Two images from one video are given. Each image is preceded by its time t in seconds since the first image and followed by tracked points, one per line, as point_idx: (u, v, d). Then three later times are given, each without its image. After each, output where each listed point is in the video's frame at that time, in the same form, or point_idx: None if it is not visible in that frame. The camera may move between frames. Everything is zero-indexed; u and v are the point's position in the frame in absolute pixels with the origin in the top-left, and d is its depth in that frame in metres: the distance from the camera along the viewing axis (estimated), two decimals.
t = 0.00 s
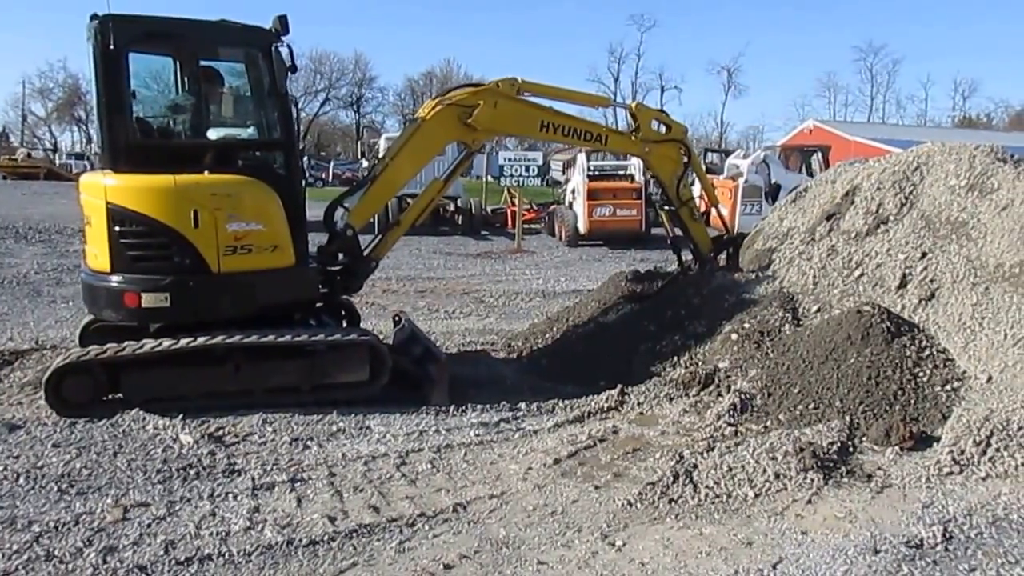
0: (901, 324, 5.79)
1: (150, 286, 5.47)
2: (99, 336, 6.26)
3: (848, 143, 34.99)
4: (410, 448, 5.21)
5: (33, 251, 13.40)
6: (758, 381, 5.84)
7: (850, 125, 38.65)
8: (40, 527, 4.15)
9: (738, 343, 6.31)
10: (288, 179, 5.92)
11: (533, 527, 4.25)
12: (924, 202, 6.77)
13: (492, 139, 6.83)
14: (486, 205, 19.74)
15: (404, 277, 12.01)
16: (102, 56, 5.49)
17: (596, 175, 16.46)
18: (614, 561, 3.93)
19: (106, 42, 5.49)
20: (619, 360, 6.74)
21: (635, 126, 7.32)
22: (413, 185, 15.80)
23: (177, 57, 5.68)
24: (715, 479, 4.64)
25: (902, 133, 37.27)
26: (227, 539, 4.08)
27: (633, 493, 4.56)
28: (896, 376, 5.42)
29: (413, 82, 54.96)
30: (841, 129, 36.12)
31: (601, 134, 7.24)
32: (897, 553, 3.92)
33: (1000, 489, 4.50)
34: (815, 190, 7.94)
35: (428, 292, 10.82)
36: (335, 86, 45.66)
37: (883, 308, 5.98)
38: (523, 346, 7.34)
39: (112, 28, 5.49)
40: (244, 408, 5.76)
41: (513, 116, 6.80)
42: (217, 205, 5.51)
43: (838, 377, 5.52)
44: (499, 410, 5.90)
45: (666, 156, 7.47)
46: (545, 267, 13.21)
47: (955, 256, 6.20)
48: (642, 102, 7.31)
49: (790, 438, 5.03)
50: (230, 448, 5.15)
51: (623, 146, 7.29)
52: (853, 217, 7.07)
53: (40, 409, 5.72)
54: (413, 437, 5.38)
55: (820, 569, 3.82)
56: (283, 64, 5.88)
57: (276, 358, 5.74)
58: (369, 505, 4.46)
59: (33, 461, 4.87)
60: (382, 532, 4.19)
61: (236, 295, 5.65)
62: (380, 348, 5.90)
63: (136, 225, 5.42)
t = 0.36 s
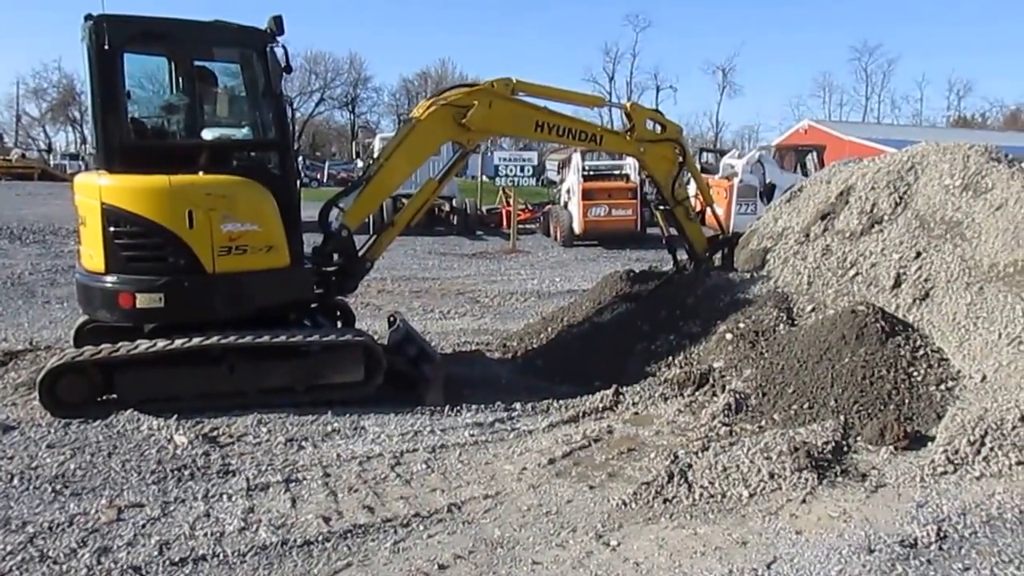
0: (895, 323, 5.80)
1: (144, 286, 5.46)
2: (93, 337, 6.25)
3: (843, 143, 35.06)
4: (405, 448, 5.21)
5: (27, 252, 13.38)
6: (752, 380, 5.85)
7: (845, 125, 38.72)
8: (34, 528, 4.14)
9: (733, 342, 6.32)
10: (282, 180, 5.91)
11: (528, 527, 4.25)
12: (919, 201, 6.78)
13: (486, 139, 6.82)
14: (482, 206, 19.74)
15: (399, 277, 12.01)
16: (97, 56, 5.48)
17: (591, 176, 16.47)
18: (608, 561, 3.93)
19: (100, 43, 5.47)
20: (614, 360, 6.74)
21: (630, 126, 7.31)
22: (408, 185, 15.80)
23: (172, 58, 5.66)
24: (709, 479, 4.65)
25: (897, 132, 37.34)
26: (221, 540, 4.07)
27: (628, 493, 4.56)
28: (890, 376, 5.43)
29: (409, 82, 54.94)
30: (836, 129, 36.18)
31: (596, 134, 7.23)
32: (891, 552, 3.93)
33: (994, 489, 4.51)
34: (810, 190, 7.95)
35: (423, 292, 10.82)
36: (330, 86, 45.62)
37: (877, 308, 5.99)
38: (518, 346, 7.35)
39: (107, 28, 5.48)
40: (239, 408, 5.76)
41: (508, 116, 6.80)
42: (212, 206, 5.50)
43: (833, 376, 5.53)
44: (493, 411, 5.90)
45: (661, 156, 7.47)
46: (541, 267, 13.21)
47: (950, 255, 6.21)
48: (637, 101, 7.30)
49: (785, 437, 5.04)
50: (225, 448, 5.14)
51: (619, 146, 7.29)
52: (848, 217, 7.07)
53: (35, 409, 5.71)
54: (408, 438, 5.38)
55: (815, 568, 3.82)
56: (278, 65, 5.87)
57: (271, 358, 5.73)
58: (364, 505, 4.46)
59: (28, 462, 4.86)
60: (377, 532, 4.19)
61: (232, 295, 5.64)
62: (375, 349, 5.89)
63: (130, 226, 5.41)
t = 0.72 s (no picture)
0: (889, 323, 5.81)
1: (139, 287, 5.45)
2: (87, 338, 6.23)
3: (838, 143, 35.13)
4: (399, 448, 5.21)
5: (20, 253, 13.34)
6: (747, 380, 5.85)
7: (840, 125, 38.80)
8: (27, 529, 4.13)
9: (727, 342, 6.32)
10: (277, 180, 5.90)
11: (522, 527, 4.25)
12: (912, 201, 6.80)
13: (481, 139, 6.83)
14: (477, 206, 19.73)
15: (393, 277, 12.01)
16: (91, 57, 5.47)
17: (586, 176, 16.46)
18: (603, 561, 3.93)
19: (94, 43, 5.46)
20: (609, 360, 6.74)
21: (624, 126, 7.32)
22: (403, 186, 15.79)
23: (166, 59, 5.65)
24: (703, 479, 4.65)
25: (892, 132, 37.41)
26: (215, 540, 4.07)
27: (622, 492, 4.57)
28: (884, 375, 5.44)
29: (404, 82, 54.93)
30: (830, 129, 36.25)
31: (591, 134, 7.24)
32: (885, 552, 3.93)
33: (988, 488, 4.52)
34: (804, 189, 7.97)
35: (417, 292, 10.82)
36: (325, 86, 45.58)
37: (871, 307, 6.00)
38: (512, 346, 7.34)
39: (101, 29, 5.48)
40: (233, 409, 5.75)
41: (502, 116, 6.80)
42: (206, 207, 5.49)
43: (827, 376, 5.54)
44: (488, 411, 5.90)
45: (655, 155, 7.48)
46: (535, 267, 13.21)
47: (943, 255, 6.22)
48: (631, 101, 7.31)
49: (779, 437, 5.05)
50: (219, 449, 5.13)
51: (614, 146, 7.29)
52: (842, 217, 7.09)
53: (28, 410, 5.69)
54: (402, 438, 5.38)
55: (809, 568, 3.83)
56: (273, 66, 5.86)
57: (265, 359, 5.72)
58: (358, 505, 4.46)
59: (21, 463, 4.85)
60: (371, 532, 4.19)
61: (226, 296, 5.62)
62: (370, 350, 5.87)
63: (124, 226, 5.40)
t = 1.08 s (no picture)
0: (883, 322, 5.82)
1: (133, 287, 5.44)
2: (81, 338, 6.21)
3: (832, 142, 35.20)
4: (394, 448, 5.21)
5: (13, 253, 13.30)
6: (741, 379, 5.86)
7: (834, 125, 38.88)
8: (21, 530, 4.12)
9: (722, 341, 6.33)
10: (272, 181, 5.89)
11: (516, 527, 4.25)
12: (906, 201, 6.81)
13: (475, 139, 6.82)
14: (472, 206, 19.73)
15: (388, 277, 12.00)
16: (86, 57, 5.46)
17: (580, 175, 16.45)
18: (597, 560, 3.93)
19: (90, 43, 5.46)
20: (603, 360, 6.74)
21: (619, 125, 7.32)
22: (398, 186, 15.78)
23: (162, 60, 5.64)
24: (697, 478, 4.65)
25: (886, 132, 37.48)
26: (209, 541, 4.06)
27: (616, 492, 4.57)
28: (878, 374, 5.45)
29: (399, 82, 54.91)
30: (825, 129, 36.32)
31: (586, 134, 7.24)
32: (879, 551, 3.94)
33: (982, 487, 4.53)
34: (798, 189, 7.98)
35: (412, 292, 10.81)
36: (320, 87, 45.54)
37: (865, 307, 6.01)
38: (507, 346, 7.34)
39: (97, 29, 5.46)
40: (227, 410, 5.73)
41: (496, 116, 6.79)
42: (202, 207, 5.48)
43: (821, 375, 5.54)
44: (482, 411, 5.89)
45: (650, 155, 7.48)
46: (530, 267, 13.22)
47: (937, 254, 6.23)
48: (625, 101, 7.31)
49: (773, 436, 5.05)
50: (213, 450, 5.12)
51: (608, 146, 7.30)
52: (836, 216, 7.10)
53: (22, 411, 5.67)
54: (397, 438, 5.37)
55: (803, 567, 3.83)
56: (269, 67, 5.85)
57: (259, 360, 5.72)
58: (353, 506, 4.45)
59: (15, 465, 4.83)
60: (366, 532, 4.18)
61: (220, 296, 5.61)
62: (364, 351, 5.86)
63: (119, 227, 5.39)
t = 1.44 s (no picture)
0: (877, 321, 5.83)
1: (127, 288, 5.43)
2: (75, 339, 6.20)
3: (827, 142, 35.26)
4: (388, 448, 5.21)
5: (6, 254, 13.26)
6: (736, 379, 5.87)
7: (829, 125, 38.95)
8: (14, 531, 4.11)
9: (716, 341, 6.34)
10: (266, 181, 5.88)
11: (511, 526, 4.25)
12: (900, 200, 6.82)
13: (468, 136, 6.82)
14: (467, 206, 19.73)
15: (382, 277, 12.00)
16: (81, 57, 5.45)
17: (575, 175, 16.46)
18: (591, 560, 3.94)
19: (85, 44, 5.44)
20: (598, 359, 6.74)
21: (610, 118, 7.34)
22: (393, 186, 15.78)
23: (157, 60, 5.63)
24: (692, 477, 4.66)
25: (881, 132, 37.57)
26: (203, 542, 4.05)
27: (610, 492, 4.57)
28: (872, 374, 5.46)
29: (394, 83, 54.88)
30: (819, 129, 36.37)
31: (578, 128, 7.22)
32: (873, 550, 3.94)
33: (975, 486, 4.54)
34: (792, 189, 8.00)
35: (406, 292, 10.81)
36: (315, 87, 45.50)
37: (859, 306, 6.02)
38: (501, 346, 7.34)
39: (91, 29, 5.45)
40: (221, 410, 5.71)
41: (488, 113, 6.79)
42: (196, 208, 5.47)
43: (815, 374, 5.55)
44: (476, 411, 5.89)
45: (642, 147, 7.48)
46: (525, 267, 13.22)
47: (931, 253, 6.25)
48: (616, 94, 7.35)
49: (767, 435, 5.06)
50: (207, 450, 5.11)
51: (600, 138, 7.25)
52: (830, 216, 7.12)
53: (15, 412, 5.66)
54: (391, 438, 5.37)
55: (796, 566, 3.84)
56: (263, 68, 5.85)
57: (253, 360, 5.71)
58: (347, 506, 4.45)
59: (8, 466, 4.82)
60: (360, 532, 4.18)
61: (214, 297, 5.61)
62: (358, 352, 5.86)
63: (113, 228, 5.38)
